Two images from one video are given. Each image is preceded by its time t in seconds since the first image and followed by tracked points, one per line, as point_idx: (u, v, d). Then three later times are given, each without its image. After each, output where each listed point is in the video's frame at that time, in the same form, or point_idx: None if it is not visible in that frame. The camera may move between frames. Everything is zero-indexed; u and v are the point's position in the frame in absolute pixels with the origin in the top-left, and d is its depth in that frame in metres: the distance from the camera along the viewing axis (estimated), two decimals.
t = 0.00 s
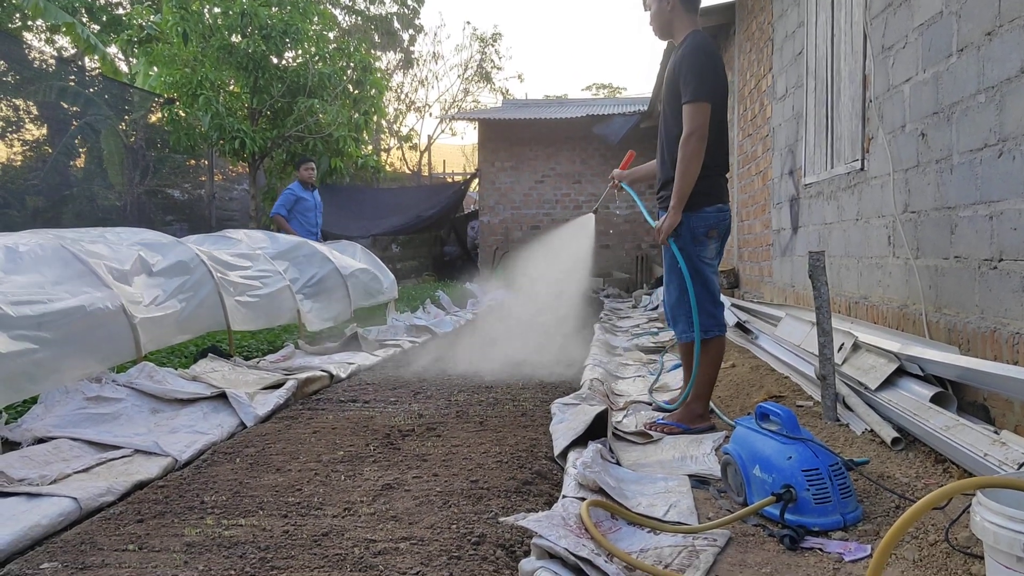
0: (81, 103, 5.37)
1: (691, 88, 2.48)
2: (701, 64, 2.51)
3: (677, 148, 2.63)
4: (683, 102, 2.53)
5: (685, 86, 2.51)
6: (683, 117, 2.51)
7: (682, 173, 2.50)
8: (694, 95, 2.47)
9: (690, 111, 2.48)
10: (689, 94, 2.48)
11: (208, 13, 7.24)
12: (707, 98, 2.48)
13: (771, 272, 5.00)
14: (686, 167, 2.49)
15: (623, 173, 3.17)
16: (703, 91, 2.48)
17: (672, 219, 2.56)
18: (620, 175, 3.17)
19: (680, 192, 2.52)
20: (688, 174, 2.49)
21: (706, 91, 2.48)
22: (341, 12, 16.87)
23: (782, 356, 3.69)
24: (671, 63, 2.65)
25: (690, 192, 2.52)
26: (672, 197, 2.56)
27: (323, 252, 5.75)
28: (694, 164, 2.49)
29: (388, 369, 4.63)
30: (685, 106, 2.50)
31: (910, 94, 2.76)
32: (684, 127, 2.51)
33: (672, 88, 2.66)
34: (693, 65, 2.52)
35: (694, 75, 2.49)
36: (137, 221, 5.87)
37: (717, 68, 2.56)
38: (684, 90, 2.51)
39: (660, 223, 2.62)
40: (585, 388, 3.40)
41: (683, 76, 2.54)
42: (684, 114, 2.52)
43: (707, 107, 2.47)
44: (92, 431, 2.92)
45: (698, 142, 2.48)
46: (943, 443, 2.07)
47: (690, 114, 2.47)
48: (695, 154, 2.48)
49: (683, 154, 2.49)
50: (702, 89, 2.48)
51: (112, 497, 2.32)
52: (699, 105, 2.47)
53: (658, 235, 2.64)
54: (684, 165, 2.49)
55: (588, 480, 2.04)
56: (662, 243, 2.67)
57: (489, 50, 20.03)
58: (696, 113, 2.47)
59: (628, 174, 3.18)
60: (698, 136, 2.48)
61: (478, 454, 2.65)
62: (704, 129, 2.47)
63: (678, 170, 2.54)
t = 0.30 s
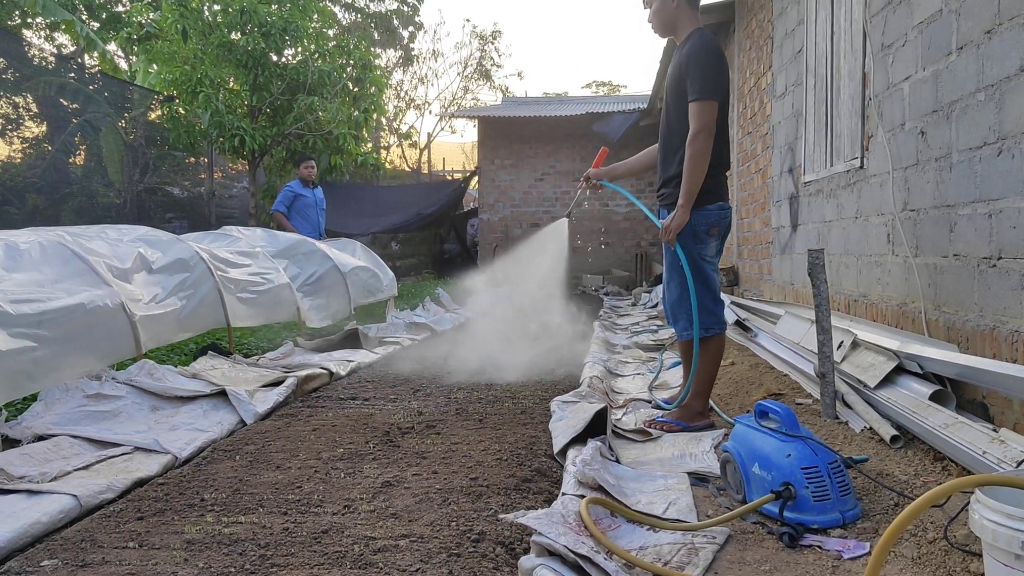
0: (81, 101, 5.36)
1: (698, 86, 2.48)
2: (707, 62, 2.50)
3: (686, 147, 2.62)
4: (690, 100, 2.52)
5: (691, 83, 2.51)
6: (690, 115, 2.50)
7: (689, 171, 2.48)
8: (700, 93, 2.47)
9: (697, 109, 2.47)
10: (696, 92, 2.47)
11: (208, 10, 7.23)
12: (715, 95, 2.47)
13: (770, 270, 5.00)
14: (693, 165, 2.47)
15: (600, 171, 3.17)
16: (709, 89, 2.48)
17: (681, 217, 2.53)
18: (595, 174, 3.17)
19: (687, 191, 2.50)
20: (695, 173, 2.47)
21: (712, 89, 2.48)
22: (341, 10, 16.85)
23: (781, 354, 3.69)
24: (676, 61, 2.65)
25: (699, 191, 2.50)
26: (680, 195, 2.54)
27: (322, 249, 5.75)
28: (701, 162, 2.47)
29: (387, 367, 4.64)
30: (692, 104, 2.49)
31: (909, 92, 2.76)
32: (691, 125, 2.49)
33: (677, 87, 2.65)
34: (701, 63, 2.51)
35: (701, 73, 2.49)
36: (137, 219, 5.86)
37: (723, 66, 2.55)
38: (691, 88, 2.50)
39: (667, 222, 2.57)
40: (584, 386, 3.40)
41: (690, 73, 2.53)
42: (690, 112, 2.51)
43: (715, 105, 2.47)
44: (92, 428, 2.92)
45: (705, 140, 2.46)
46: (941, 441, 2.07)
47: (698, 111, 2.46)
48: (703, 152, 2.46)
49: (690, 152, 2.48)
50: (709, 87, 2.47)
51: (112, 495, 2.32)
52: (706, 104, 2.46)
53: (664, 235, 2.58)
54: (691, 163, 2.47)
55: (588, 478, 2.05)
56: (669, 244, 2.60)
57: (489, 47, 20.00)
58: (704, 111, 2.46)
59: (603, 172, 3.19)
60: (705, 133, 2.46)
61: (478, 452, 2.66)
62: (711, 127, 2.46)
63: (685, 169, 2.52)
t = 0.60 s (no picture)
0: (80, 98, 5.35)
1: (708, 84, 2.47)
2: (716, 59, 2.50)
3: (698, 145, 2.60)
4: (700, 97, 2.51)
5: (701, 81, 2.50)
6: (702, 112, 2.49)
7: (705, 169, 2.47)
8: (712, 91, 2.46)
9: (709, 107, 2.46)
10: (707, 89, 2.47)
11: (207, 8, 7.23)
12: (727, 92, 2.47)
13: (769, 268, 5.00)
14: (709, 163, 2.46)
15: (588, 164, 3.14)
16: (720, 87, 2.48)
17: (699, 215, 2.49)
18: (583, 167, 3.15)
19: (702, 188, 2.48)
20: (709, 170, 2.46)
21: (724, 86, 2.48)
22: (340, 7, 16.84)
23: (780, 352, 3.70)
24: (682, 60, 2.64)
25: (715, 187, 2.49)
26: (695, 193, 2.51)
27: (321, 247, 5.75)
28: (716, 160, 2.46)
29: (386, 365, 4.64)
30: (703, 101, 2.48)
31: (908, 91, 2.76)
32: (704, 123, 2.48)
33: (683, 85, 2.64)
34: (711, 61, 2.51)
35: (711, 71, 2.49)
36: (136, 217, 5.85)
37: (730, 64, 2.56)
38: (701, 85, 2.49)
39: (686, 220, 2.53)
40: (583, 384, 3.41)
41: (699, 70, 2.52)
42: (701, 110, 2.50)
43: (727, 102, 2.47)
44: (91, 426, 2.92)
45: (719, 137, 2.45)
46: (940, 440, 2.07)
47: (711, 109, 2.46)
48: (717, 150, 2.45)
49: (704, 150, 2.46)
50: (720, 85, 2.47)
51: (112, 492, 2.32)
52: (719, 101, 2.46)
53: (683, 234, 2.54)
54: (705, 160, 2.46)
55: (586, 475, 2.05)
56: (688, 242, 2.56)
57: (488, 45, 19.98)
58: (717, 108, 2.46)
59: (590, 165, 3.16)
60: (719, 131, 2.45)
61: (477, 449, 2.66)
62: (724, 124, 2.46)
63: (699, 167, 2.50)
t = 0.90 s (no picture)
0: (79, 96, 5.35)
1: (716, 81, 2.47)
2: (723, 56, 2.50)
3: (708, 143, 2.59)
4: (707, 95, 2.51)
5: (708, 78, 2.50)
6: (711, 110, 2.48)
7: (717, 167, 2.46)
8: (720, 88, 2.46)
9: (718, 105, 2.46)
10: (715, 87, 2.46)
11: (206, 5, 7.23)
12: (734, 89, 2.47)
13: (768, 267, 5.01)
14: (721, 161, 2.45)
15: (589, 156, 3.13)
16: (729, 84, 2.48)
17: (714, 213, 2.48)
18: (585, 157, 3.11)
19: (716, 186, 2.48)
20: (722, 169, 2.46)
21: (731, 84, 2.47)
22: (339, 5, 16.84)
23: (779, 351, 3.70)
24: (685, 59, 2.64)
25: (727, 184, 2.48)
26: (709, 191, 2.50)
27: (320, 245, 5.75)
28: (728, 158, 2.46)
29: (385, 364, 4.63)
30: (712, 99, 2.47)
31: (908, 90, 2.76)
32: (713, 121, 2.47)
33: (688, 84, 2.64)
34: (718, 59, 2.50)
35: (718, 68, 2.48)
36: (135, 215, 5.85)
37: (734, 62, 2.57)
38: (708, 83, 2.49)
39: (702, 219, 2.51)
40: (582, 382, 3.41)
41: (706, 69, 2.52)
42: (709, 108, 2.50)
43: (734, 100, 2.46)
44: (90, 424, 2.92)
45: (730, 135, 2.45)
46: (938, 438, 2.08)
47: (720, 106, 2.45)
48: (729, 149, 2.45)
49: (716, 149, 2.45)
50: (728, 83, 2.47)
51: (111, 490, 2.32)
52: (727, 99, 2.46)
53: (699, 232, 2.52)
54: (718, 159, 2.45)
55: (586, 474, 2.05)
56: (705, 240, 2.54)
57: (488, 43, 19.97)
58: (728, 105, 2.45)
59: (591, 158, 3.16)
60: (729, 128, 2.45)
61: (476, 448, 2.66)
62: (734, 122, 2.46)
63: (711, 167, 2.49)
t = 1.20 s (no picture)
0: (78, 93, 5.33)
1: (721, 81, 2.47)
2: (729, 56, 2.50)
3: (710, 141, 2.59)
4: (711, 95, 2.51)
5: (713, 78, 2.50)
6: (715, 109, 2.48)
7: (718, 166, 2.47)
8: (725, 88, 2.46)
9: (723, 104, 2.45)
10: (720, 86, 2.46)
11: (205, 3, 7.22)
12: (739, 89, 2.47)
13: (767, 265, 5.01)
14: (723, 160, 2.45)
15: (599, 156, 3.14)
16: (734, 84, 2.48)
17: (713, 211, 2.49)
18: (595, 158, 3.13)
19: (717, 184, 2.48)
20: (723, 167, 2.46)
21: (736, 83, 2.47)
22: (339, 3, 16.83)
23: (778, 349, 3.70)
24: (689, 58, 2.64)
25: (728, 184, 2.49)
26: (709, 188, 2.50)
27: (319, 243, 5.75)
28: (729, 157, 2.46)
29: (384, 362, 4.63)
30: (716, 99, 2.47)
31: (907, 88, 2.76)
32: (718, 121, 2.47)
33: (693, 83, 2.64)
34: (724, 58, 2.50)
35: (724, 68, 2.48)
36: (134, 213, 5.84)
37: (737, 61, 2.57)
38: (713, 82, 2.49)
39: (699, 216, 2.51)
40: (581, 380, 3.42)
41: (711, 67, 2.52)
42: (713, 107, 2.50)
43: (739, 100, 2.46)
44: (90, 422, 2.92)
45: (734, 135, 2.45)
46: (936, 436, 2.08)
47: (724, 106, 2.45)
48: (730, 148, 2.45)
49: (717, 147, 2.45)
50: (732, 83, 2.47)
51: (111, 488, 2.32)
52: (732, 98, 2.45)
53: (697, 229, 2.53)
54: (720, 158, 2.46)
55: (584, 472, 2.05)
56: (702, 238, 2.55)
57: (488, 41, 19.96)
58: (732, 104, 2.45)
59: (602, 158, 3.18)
60: (733, 128, 2.45)
61: (476, 446, 2.66)
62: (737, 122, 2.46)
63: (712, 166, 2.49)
